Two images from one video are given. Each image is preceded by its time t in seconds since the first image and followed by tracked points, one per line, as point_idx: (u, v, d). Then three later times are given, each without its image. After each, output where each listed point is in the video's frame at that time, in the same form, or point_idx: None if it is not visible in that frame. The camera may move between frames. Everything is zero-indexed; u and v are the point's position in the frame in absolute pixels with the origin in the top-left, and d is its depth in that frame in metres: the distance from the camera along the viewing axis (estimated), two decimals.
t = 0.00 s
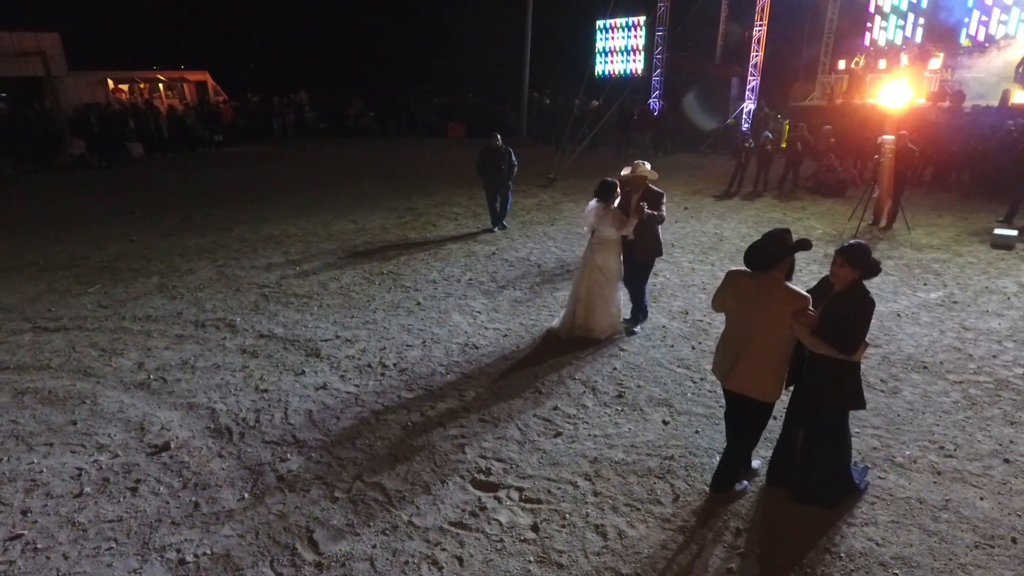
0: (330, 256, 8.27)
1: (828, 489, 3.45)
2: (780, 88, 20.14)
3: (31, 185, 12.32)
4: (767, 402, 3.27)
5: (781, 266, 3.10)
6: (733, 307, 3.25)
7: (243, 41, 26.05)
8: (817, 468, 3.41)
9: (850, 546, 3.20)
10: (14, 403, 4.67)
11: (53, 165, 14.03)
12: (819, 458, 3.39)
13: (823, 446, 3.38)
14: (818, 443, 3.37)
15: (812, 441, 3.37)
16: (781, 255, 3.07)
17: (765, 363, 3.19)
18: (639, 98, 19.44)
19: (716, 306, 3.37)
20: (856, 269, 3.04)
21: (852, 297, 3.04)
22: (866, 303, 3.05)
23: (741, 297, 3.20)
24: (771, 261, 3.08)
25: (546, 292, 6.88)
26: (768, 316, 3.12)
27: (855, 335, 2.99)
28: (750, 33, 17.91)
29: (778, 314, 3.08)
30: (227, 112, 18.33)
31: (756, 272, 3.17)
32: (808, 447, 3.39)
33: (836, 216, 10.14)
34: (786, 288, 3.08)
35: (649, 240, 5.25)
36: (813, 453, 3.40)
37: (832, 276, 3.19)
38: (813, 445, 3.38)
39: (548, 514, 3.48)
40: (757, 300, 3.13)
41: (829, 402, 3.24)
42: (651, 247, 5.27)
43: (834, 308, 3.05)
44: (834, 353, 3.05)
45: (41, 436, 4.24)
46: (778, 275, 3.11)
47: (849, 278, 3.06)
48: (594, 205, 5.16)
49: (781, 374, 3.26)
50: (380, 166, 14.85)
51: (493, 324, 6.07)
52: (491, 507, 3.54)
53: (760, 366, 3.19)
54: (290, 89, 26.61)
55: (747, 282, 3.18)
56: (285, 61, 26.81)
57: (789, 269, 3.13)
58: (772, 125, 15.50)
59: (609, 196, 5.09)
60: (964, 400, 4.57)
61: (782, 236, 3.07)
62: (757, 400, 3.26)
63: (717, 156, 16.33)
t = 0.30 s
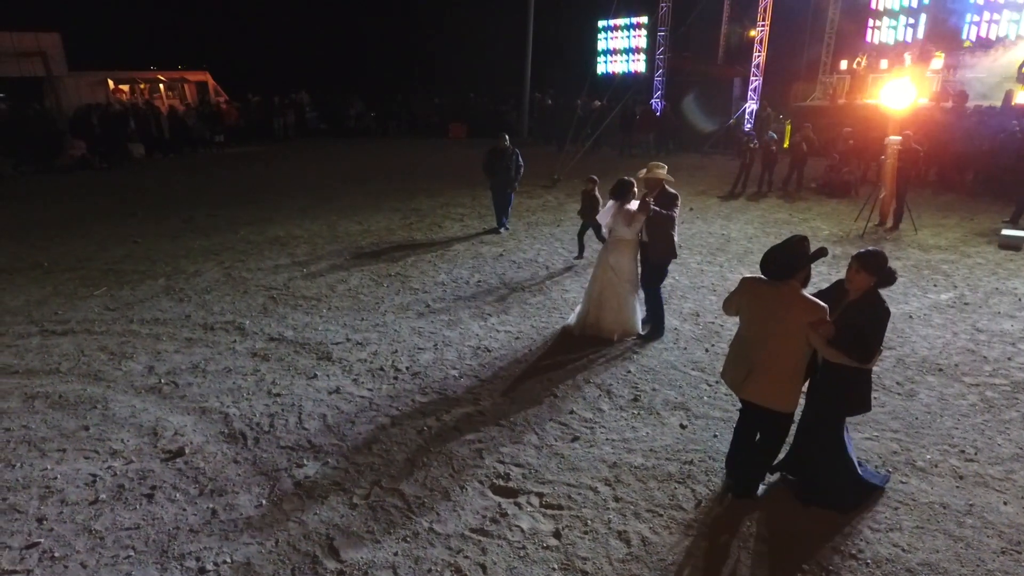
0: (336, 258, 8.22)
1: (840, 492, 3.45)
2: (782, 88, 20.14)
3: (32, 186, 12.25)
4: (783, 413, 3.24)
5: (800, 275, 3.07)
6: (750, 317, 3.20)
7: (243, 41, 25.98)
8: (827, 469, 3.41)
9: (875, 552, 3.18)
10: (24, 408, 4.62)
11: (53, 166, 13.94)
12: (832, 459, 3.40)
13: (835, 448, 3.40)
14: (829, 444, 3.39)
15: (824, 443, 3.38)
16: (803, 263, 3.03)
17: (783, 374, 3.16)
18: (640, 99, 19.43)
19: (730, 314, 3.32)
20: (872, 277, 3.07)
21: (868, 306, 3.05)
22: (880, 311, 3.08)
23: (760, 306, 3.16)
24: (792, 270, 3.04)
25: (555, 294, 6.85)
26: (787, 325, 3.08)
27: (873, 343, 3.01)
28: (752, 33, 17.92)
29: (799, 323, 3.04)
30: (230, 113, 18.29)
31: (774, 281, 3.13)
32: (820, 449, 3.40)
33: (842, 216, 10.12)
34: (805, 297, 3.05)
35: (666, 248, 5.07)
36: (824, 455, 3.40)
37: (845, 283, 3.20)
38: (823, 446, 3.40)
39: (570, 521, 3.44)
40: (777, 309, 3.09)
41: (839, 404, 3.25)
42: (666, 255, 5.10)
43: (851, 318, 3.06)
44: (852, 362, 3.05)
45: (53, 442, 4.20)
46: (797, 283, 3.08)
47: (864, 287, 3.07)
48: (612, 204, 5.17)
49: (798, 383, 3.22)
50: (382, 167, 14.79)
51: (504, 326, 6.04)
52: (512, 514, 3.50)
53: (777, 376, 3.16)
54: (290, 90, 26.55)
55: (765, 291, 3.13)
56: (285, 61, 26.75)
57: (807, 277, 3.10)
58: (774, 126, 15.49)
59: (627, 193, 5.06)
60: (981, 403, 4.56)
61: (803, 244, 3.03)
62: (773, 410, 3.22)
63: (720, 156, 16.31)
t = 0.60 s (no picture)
0: (342, 261, 8.20)
1: (856, 503, 3.42)
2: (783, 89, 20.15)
3: (34, 189, 12.20)
4: (794, 417, 3.24)
5: (808, 277, 3.16)
6: (760, 318, 3.32)
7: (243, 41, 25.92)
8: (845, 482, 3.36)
9: (897, 563, 3.16)
10: (35, 416, 4.59)
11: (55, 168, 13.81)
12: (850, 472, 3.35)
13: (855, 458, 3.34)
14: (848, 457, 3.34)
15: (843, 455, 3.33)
16: (808, 264, 3.13)
17: (790, 376, 3.21)
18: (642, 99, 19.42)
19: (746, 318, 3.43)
20: (883, 280, 3.05)
21: (879, 309, 3.02)
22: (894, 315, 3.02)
23: (768, 307, 3.27)
24: (798, 270, 3.15)
25: (565, 299, 6.84)
26: (793, 326, 3.17)
27: (882, 346, 2.95)
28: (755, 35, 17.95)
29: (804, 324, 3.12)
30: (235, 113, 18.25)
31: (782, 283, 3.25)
32: (839, 461, 3.35)
33: (847, 219, 10.11)
34: (813, 299, 3.13)
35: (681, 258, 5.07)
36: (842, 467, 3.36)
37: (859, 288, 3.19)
38: (842, 459, 3.35)
39: (589, 531, 3.43)
40: (783, 310, 3.19)
41: (858, 417, 3.21)
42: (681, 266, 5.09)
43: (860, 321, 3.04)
44: (861, 365, 3.01)
45: (67, 451, 4.18)
46: (805, 285, 3.17)
47: (876, 290, 3.06)
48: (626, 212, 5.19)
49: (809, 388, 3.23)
50: (384, 168, 14.75)
51: (514, 332, 6.02)
52: (530, 524, 3.48)
53: (784, 378, 3.21)
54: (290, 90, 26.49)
55: (774, 293, 3.25)
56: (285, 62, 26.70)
57: (818, 280, 3.17)
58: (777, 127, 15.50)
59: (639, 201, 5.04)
60: (996, 410, 4.55)
61: (810, 247, 3.14)
62: (783, 414, 3.24)
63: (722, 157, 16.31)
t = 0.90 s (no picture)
0: (348, 267, 8.17)
1: (876, 517, 3.39)
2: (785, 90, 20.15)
3: (36, 192, 12.17)
4: (801, 424, 3.34)
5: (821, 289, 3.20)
6: (775, 326, 3.40)
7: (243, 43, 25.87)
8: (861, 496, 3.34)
9: None
10: (46, 427, 4.57)
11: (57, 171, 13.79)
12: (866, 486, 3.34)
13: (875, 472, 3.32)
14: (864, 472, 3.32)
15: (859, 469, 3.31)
16: (821, 277, 3.17)
17: (797, 384, 3.30)
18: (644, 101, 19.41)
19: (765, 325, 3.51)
20: (896, 295, 3.03)
21: (888, 325, 3.02)
22: (904, 332, 3.01)
23: (781, 316, 3.34)
24: (810, 281, 3.19)
25: (572, 306, 6.83)
26: (803, 337, 3.25)
27: (886, 364, 2.98)
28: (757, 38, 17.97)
29: (812, 335, 3.20)
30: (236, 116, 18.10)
31: (797, 293, 3.30)
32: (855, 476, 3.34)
33: (852, 223, 10.11)
34: (824, 311, 3.18)
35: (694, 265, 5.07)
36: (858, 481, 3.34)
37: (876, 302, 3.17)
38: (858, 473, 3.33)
39: (607, 545, 3.42)
40: (794, 320, 3.27)
41: (874, 432, 3.20)
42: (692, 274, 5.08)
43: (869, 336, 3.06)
44: (865, 380, 3.06)
45: (78, 464, 4.15)
46: (819, 297, 3.20)
47: (890, 305, 3.04)
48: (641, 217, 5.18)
49: (820, 398, 3.31)
50: (386, 171, 14.72)
51: (523, 339, 6.01)
52: (548, 538, 3.47)
53: (792, 385, 3.31)
54: (290, 92, 26.46)
55: (788, 302, 3.31)
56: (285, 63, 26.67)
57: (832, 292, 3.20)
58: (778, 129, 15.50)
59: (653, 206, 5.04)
60: (1009, 419, 4.55)
61: (824, 259, 3.17)
62: (789, 420, 3.35)
63: (724, 160, 16.31)
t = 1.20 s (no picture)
0: (353, 272, 8.15)
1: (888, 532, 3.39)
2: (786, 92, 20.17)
3: (38, 196, 12.14)
4: (814, 437, 3.37)
5: (837, 303, 3.20)
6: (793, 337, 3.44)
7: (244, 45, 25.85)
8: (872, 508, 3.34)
9: None
10: (55, 438, 4.56)
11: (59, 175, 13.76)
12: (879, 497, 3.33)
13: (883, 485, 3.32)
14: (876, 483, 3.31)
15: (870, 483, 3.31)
16: (837, 291, 3.18)
17: (809, 397, 3.34)
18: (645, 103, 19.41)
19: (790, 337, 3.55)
20: (908, 315, 3.00)
21: (898, 345, 3.01)
22: (914, 353, 2.99)
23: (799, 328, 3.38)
24: (826, 295, 3.21)
25: (579, 312, 6.82)
26: (817, 349, 3.29)
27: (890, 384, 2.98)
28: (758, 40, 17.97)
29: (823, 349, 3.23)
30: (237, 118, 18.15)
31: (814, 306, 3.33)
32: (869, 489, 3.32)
33: (856, 227, 10.10)
34: (838, 326, 3.20)
35: (705, 276, 5.00)
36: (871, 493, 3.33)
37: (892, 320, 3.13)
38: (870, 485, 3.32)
39: (623, 559, 3.41)
40: (809, 333, 3.30)
41: (885, 448, 3.17)
42: (701, 284, 5.02)
43: (878, 354, 3.06)
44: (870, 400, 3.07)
45: (90, 476, 4.14)
46: (835, 311, 3.21)
47: (901, 323, 3.02)
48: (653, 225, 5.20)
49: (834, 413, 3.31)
50: (388, 174, 14.71)
51: (531, 346, 6.00)
52: (563, 552, 3.46)
53: (805, 398, 3.36)
54: (291, 93, 26.44)
55: (805, 316, 3.35)
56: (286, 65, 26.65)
57: (849, 307, 3.20)
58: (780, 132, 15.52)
59: (663, 214, 5.03)
60: (1020, 428, 4.55)
61: (842, 273, 3.17)
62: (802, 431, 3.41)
63: (726, 162, 16.32)
